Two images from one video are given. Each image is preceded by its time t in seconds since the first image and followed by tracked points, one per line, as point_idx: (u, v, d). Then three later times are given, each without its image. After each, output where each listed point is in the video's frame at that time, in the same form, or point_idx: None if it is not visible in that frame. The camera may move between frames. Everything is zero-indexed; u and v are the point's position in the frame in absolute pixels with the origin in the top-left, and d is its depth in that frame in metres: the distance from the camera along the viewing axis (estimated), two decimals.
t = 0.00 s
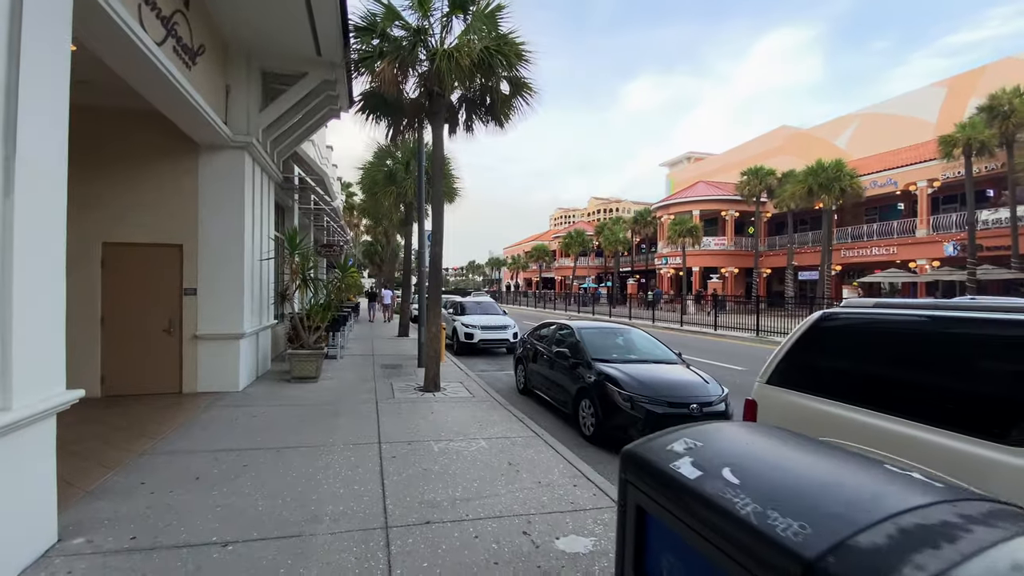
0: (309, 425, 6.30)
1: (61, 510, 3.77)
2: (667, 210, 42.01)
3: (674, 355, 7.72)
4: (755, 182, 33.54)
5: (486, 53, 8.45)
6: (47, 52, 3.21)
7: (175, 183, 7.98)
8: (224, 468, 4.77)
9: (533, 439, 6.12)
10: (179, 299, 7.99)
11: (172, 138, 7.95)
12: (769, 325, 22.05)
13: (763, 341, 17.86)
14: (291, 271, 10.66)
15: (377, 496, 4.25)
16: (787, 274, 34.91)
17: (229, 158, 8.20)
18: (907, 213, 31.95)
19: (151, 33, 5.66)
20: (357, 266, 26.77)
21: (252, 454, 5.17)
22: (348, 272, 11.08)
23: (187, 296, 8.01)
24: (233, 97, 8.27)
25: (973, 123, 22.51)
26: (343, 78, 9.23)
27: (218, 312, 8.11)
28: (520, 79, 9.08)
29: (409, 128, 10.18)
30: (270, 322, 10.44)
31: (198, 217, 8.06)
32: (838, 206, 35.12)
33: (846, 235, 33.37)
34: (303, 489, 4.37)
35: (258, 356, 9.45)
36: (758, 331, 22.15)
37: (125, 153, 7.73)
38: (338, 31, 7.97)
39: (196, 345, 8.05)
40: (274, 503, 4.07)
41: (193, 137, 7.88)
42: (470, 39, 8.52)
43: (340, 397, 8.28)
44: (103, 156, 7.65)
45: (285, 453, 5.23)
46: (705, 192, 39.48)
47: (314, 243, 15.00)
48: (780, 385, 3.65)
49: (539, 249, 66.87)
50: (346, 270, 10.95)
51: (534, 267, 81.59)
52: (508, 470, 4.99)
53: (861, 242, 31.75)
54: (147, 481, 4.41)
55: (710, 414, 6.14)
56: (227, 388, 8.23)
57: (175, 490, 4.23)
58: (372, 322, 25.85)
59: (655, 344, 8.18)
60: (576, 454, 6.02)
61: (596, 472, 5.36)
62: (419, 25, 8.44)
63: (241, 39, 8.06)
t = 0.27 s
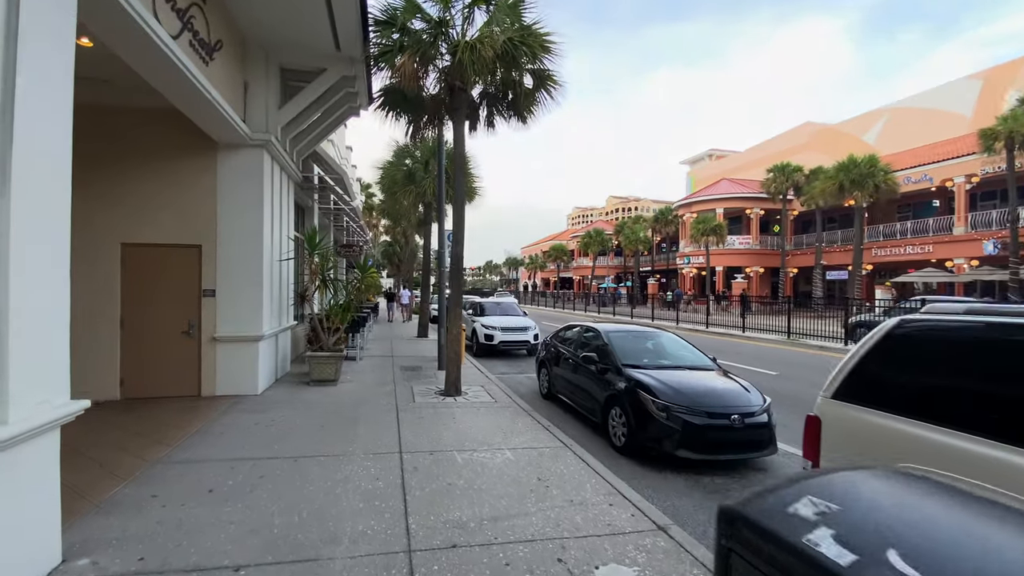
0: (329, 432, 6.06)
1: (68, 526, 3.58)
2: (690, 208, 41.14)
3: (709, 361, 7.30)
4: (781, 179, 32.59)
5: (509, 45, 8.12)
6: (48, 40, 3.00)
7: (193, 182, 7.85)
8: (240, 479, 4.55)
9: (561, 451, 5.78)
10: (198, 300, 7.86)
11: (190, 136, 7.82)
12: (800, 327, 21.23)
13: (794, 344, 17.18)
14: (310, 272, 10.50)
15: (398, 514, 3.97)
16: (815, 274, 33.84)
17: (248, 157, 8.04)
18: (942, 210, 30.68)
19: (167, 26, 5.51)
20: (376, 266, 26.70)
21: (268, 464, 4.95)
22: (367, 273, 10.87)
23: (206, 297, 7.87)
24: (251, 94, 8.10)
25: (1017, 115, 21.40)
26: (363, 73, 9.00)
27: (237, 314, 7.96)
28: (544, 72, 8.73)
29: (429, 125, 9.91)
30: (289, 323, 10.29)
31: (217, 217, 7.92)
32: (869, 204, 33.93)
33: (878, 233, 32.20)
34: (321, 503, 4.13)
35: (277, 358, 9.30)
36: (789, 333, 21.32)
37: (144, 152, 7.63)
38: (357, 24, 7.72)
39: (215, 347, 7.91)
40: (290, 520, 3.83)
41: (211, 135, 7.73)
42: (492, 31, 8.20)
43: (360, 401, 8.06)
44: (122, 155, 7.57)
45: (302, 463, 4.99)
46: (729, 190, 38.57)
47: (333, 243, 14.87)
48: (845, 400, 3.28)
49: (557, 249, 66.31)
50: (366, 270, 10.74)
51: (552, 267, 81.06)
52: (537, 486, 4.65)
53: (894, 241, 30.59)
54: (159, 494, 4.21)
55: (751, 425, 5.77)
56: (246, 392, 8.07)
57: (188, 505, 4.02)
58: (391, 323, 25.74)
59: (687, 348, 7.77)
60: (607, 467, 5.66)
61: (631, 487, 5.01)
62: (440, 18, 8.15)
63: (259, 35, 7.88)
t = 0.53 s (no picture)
0: (347, 436, 5.81)
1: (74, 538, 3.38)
2: (711, 206, 40.27)
3: (745, 364, 6.88)
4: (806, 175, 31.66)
5: (532, 34, 7.78)
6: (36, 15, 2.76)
7: (210, 178, 7.69)
8: (254, 487, 4.32)
9: (591, 459, 5.43)
10: (214, 299, 7.69)
11: (206, 131, 7.66)
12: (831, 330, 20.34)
13: (825, 346, 16.52)
14: (328, 271, 10.31)
15: (420, 529, 3.69)
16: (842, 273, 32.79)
17: (264, 152, 7.86)
18: (977, 206, 29.46)
19: (180, 14, 5.32)
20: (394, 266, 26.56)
21: (283, 471, 4.72)
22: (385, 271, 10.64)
23: (222, 295, 7.71)
24: (268, 88, 7.92)
25: None
26: (381, 67, 8.76)
27: (253, 313, 7.79)
28: (567, 61, 8.39)
29: (448, 120, 9.62)
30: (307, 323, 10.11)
31: (233, 214, 7.75)
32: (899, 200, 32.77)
33: (909, 230, 31.05)
34: (338, 516, 3.87)
35: (294, 358, 9.12)
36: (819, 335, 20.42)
37: (160, 147, 7.49)
38: (376, 14, 7.47)
39: (231, 347, 7.75)
40: (305, 534, 3.58)
41: (227, 130, 7.56)
42: (514, 19, 7.88)
43: (378, 403, 7.83)
44: (139, 151, 7.45)
45: (319, 470, 4.74)
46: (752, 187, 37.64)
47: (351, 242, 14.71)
48: (924, 412, 2.88)
49: (574, 249, 65.66)
50: (384, 269, 10.51)
51: (569, 266, 80.37)
52: (567, 499, 4.33)
53: (926, 238, 29.47)
54: (169, 503, 4.00)
55: (796, 434, 5.39)
56: (262, 392, 7.89)
57: (199, 516, 3.79)
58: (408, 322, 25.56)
59: (720, 351, 7.37)
60: (640, 477, 5.30)
61: (667, 500, 4.66)
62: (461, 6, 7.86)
63: (275, 27, 7.69)
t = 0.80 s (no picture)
0: (360, 442, 5.53)
1: (66, 561, 3.13)
2: (729, 204, 39.47)
3: (781, 368, 6.46)
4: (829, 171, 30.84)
5: (555, 20, 7.41)
6: None
7: (222, 175, 7.48)
8: (262, 500, 4.05)
9: (620, 471, 5.07)
10: (226, 298, 7.48)
11: (218, 126, 7.48)
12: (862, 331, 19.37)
13: (853, 348, 15.90)
14: (342, 269, 10.07)
15: (439, 552, 3.37)
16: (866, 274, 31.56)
17: (276, 147, 7.62)
18: (1009, 203, 28.38)
19: None
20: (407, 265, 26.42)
21: (293, 481, 4.44)
22: (400, 270, 10.36)
23: (234, 295, 7.50)
24: (280, 82, 7.67)
25: None
26: (395, 58, 8.47)
27: (265, 313, 7.56)
28: (589, 50, 8.04)
29: (464, 114, 9.31)
30: (320, 324, 9.88)
31: (245, 212, 7.53)
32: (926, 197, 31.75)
33: (937, 228, 30.04)
34: (350, 535, 3.56)
35: (307, 359, 8.88)
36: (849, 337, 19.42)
37: (172, 143, 7.34)
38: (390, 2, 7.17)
39: (243, 348, 7.52)
40: (315, 557, 3.27)
41: (239, 125, 7.34)
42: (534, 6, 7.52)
43: (393, 405, 7.55)
44: (151, 149, 7.28)
45: (331, 481, 4.46)
46: (772, 184, 36.80)
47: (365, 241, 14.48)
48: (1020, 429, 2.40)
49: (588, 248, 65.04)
50: (398, 268, 10.23)
51: (583, 266, 79.65)
52: (598, 517, 3.97)
53: (955, 236, 28.47)
54: (171, 519, 3.74)
55: (844, 445, 4.97)
56: (274, 396, 7.65)
57: (203, 534, 3.53)
58: (423, 322, 25.34)
59: (753, 353, 6.95)
60: (674, 491, 4.93)
61: (706, 519, 4.29)
62: None
63: (286, 16, 7.42)
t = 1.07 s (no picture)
0: (368, 452, 5.21)
1: None
2: (745, 202, 38.68)
3: (816, 375, 6.05)
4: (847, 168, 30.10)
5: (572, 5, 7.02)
6: None
7: (225, 172, 7.21)
8: (262, 518, 3.76)
9: (647, 486, 4.70)
10: (230, 299, 7.21)
11: (222, 120, 7.23)
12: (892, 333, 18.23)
13: (879, 350, 15.30)
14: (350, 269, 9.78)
15: None
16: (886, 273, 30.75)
17: (282, 142, 7.34)
18: None
19: None
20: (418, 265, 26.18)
21: (296, 496, 4.15)
22: (410, 270, 10.05)
23: (239, 296, 7.22)
24: (286, 74, 7.39)
25: None
26: (405, 49, 8.15)
27: (271, 314, 7.28)
28: (606, 39, 7.67)
29: (476, 108, 8.97)
30: (328, 325, 9.60)
31: (249, 210, 7.26)
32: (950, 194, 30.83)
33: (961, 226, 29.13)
34: (355, 561, 3.24)
35: (315, 362, 8.61)
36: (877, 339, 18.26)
37: (174, 138, 7.11)
38: None
39: (247, 350, 7.25)
40: None
41: (243, 119, 7.07)
42: None
43: (403, 410, 7.24)
44: (153, 145, 7.05)
45: (336, 496, 4.15)
46: (788, 182, 36.05)
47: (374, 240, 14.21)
48: None
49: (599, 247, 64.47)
50: (408, 267, 9.92)
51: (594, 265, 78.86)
52: (628, 542, 3.61)
53: (980, 234, 27.58)
54: (163, 540, 3.46)
55: (893, 461, 4.56)
56: (280, 400, 7.37)
57: (196, 558, 3.23)
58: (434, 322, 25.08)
59: (783, 358, 6.54)
60: (705, 509, 4.54)
61: (746, 542, 3.90)
62: None
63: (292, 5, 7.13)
